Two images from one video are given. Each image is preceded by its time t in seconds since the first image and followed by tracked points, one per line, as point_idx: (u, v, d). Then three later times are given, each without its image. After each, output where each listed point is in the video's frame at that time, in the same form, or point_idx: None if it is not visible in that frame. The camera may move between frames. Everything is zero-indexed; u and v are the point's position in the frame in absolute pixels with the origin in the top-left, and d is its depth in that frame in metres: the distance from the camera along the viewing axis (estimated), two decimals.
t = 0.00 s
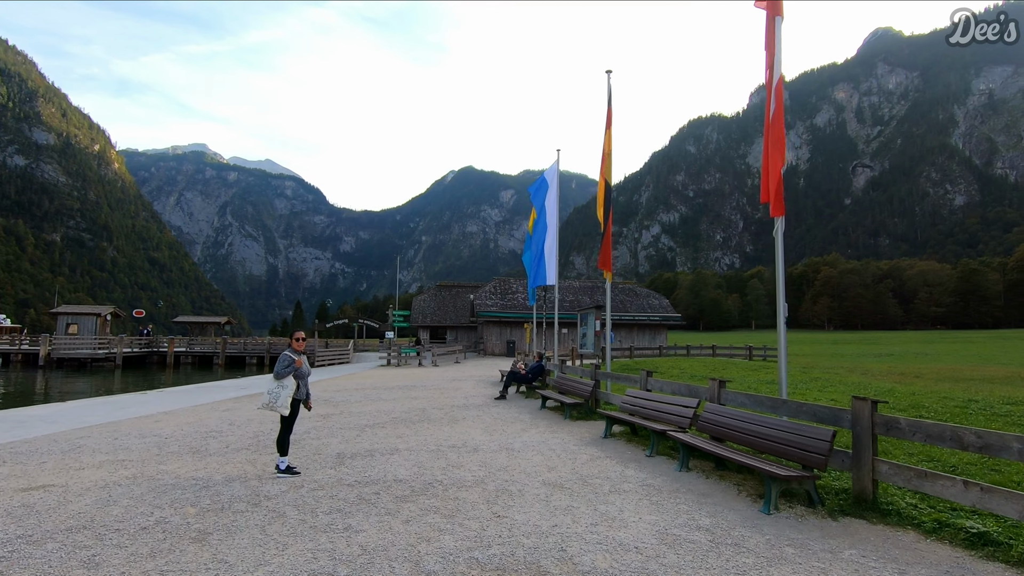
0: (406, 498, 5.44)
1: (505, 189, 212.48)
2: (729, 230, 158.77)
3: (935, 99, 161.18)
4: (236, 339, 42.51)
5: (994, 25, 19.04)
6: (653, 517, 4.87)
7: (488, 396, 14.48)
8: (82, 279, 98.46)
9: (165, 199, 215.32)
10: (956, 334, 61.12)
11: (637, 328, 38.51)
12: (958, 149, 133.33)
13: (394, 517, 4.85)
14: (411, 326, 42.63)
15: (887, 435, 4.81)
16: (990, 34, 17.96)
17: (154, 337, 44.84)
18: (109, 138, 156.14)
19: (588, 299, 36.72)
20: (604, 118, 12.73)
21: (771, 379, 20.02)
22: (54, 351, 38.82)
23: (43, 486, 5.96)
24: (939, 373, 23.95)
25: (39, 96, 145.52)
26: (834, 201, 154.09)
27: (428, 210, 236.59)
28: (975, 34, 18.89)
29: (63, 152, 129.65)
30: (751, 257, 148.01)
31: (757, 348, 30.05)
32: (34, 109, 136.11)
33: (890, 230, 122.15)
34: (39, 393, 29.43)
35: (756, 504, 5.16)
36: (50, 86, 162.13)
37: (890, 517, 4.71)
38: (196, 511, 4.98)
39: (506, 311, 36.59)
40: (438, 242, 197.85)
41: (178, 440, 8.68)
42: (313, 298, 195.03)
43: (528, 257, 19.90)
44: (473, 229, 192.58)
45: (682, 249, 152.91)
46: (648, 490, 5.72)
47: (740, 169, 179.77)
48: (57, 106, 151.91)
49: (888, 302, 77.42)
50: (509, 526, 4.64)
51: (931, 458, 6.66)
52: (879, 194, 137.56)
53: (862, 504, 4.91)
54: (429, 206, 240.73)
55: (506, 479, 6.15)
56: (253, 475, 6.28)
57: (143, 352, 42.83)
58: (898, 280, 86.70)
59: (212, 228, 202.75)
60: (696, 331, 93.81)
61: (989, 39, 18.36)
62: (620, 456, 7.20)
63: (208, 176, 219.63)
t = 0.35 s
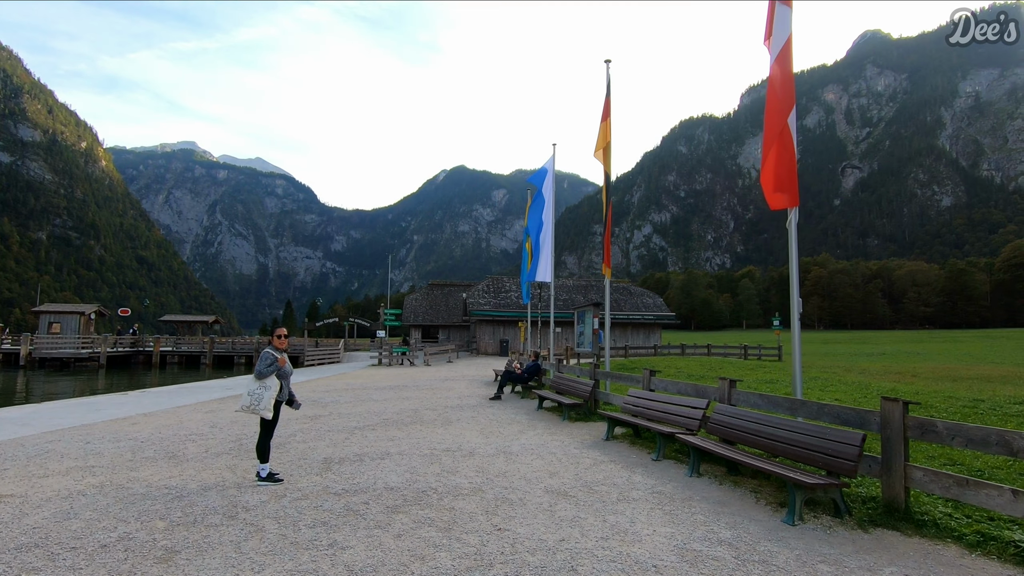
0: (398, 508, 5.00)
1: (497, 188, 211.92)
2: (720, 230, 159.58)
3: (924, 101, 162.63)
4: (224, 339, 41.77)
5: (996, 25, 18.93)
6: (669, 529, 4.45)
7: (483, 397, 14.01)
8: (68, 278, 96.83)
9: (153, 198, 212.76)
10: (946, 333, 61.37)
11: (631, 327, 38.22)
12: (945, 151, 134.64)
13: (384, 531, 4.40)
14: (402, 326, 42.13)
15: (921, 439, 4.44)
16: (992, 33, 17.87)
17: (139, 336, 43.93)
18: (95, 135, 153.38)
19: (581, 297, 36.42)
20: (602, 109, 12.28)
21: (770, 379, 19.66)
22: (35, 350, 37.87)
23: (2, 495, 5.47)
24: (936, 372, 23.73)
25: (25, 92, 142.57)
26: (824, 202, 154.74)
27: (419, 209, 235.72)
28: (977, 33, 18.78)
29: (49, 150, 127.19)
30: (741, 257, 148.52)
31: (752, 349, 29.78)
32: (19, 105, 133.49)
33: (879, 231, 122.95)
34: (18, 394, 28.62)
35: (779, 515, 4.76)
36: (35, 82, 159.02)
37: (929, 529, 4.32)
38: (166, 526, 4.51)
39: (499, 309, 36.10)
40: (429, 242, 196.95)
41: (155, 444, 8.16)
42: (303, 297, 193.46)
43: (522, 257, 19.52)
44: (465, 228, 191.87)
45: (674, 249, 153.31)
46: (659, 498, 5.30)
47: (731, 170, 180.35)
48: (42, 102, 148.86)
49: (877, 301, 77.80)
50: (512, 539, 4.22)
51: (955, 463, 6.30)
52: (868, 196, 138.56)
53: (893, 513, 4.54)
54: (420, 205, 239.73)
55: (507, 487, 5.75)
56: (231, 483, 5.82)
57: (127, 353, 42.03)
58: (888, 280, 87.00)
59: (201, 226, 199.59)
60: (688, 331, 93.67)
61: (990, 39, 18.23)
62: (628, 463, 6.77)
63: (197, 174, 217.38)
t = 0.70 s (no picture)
0: (390, 525, 4.57)
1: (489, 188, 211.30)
2: (711, 231, 160.15)
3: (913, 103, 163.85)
4: (211, 339, 41.05)
5: (996, 25, 18.73)
6: (687, 549, 4.06)
7: (477, 398, 13.58)
8: (54, 277, 95.34)
9: (141, 196, 210.22)
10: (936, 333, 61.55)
11: (625, 327, 37.92)
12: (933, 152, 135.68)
13: (376, 553, 3.97)
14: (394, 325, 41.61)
15: (961, 449, 4.07)
16: (991, 32, 17.67)
17: (124, 336, 43.06)
18: (83, 132, 151.02)
19: (575, 297, 36.03)
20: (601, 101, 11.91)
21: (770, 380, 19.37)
22: (15, 350, 36.92)
23: None
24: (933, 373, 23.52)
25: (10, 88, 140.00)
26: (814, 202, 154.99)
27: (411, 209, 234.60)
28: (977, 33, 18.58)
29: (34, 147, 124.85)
30: (732, 257, 148.91)
31: (748, 348, 29.53)
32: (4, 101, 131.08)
33: (868, 232, 123.53)
34: None
35: (805, 531, 4.38)
36: (21, 78, 156.27)
37: (970, 547, 3.97)
38: (132, 549, 4.04)
39: (493, 309, 35.66)
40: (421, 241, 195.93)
41: (130, 451, 7.66)
42: (294, 296, 191.91)
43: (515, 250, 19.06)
44: (457, 228, 190.95)
45: (665, 249, 153.55)
46: (674, 511, 4.91)
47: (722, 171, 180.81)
48: (28, 98, 146.19)
49: (866, 302, 78.06)
50: (516, 563, 3.80)
51: (981, 471, 5.96)
52: (857, 197, 139.32)
53: (932, 528, 4.18)
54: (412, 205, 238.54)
55: (505, 498, 5.33)
56: (208, 496, 5.37)
57: (112, 353, 41.19)
58: (877, 280, 87.25)
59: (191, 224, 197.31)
60: (679, 331, 93.48)
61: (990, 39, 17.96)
62: (634, 470, 6.37)
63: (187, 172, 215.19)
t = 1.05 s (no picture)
0: (375, 546, 4.11)
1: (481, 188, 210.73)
2: (702, 231, 160.87)
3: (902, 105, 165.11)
4: (198, 339, 40.31)
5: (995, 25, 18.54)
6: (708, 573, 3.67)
7: (471, 401, 13.11)
8: (39, 277, 93.81)
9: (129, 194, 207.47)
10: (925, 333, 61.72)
11: (618, 327, 37.63)
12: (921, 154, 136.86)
13: None
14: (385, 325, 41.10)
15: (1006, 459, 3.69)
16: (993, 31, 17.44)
17: (108, 336, 42.19)
18: (69, 129, 148.64)
19: (569, 297, 35.63)
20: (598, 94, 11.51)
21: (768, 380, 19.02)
22: None
23: None
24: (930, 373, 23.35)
25: None
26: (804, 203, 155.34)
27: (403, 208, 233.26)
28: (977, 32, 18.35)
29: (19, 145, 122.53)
30: (723, 258, 149.42)
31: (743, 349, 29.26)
32: None
33: (857, 233, 124.15)
34: None
35: (832, 551, 3.98)
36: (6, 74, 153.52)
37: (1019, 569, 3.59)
38: None
39: (485, 309, 35.22)
40: (412, 241, 194.97)
41: (98, 460, 7.14)
42: (284, 296, 190.24)
43: (507, 251, 18.62)
44: (448, 228, 190.09)
45: (657, 249, 153.80)
46: (688, 528, 4.50)
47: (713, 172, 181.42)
48: (14, 94, 143.57)
49: (856, 302, 78.30)
50: None
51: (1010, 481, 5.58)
52: (846, 198, 140.26)
53: (971, 547, 3.81)
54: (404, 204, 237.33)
55: (503, 512, 4.89)
56: (175, 512, 4.89)
57: (95, 353, 40.30)
58: (867, 280, 87.74)
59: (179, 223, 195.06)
60: (671, 331, 93.44)
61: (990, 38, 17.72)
62: (640, 479, 5.97)
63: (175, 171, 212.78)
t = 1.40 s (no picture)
0: (371, 566, 3.69)
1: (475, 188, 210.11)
2: (695, 231, 161.35)
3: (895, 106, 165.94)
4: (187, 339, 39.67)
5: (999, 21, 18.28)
6: None
7: (467, 401, 12.68)
8: (29, 276, 92.76)
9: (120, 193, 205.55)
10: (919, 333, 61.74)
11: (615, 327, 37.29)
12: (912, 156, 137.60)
13: None
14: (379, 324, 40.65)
15: None
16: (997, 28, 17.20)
17: (97, 336, 41.48)
18: (59, 128, 146.93)
19: (564, 296, 35.26)
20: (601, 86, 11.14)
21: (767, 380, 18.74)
22: None
23: None
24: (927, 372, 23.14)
25: None
26: (797, 204, 153.50)
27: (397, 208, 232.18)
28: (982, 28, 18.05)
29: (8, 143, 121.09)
30: (716, 258, 149.80)
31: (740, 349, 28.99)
32: None
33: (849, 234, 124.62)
34: None
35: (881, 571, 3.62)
36: None
37: None
38: None
39: (480, 308, 34.81)
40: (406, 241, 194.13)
41: (71, 465, 6.66)
42: (276, 296, 189.16)
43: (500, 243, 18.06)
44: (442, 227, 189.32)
45: (650, 249, 153.91)
46: (715, 541, 4.12)
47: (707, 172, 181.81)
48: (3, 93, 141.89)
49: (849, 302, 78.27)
50: None
51: None
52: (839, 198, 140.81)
53: None
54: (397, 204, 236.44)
55: (512, 525, 4.49)
56: (151, 527, 4.44)
57: (83, 353, 39.60)
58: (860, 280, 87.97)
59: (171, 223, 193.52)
60: (665, 331, 93.30)
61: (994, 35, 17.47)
62: (655, 486, 5.59)
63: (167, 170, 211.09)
